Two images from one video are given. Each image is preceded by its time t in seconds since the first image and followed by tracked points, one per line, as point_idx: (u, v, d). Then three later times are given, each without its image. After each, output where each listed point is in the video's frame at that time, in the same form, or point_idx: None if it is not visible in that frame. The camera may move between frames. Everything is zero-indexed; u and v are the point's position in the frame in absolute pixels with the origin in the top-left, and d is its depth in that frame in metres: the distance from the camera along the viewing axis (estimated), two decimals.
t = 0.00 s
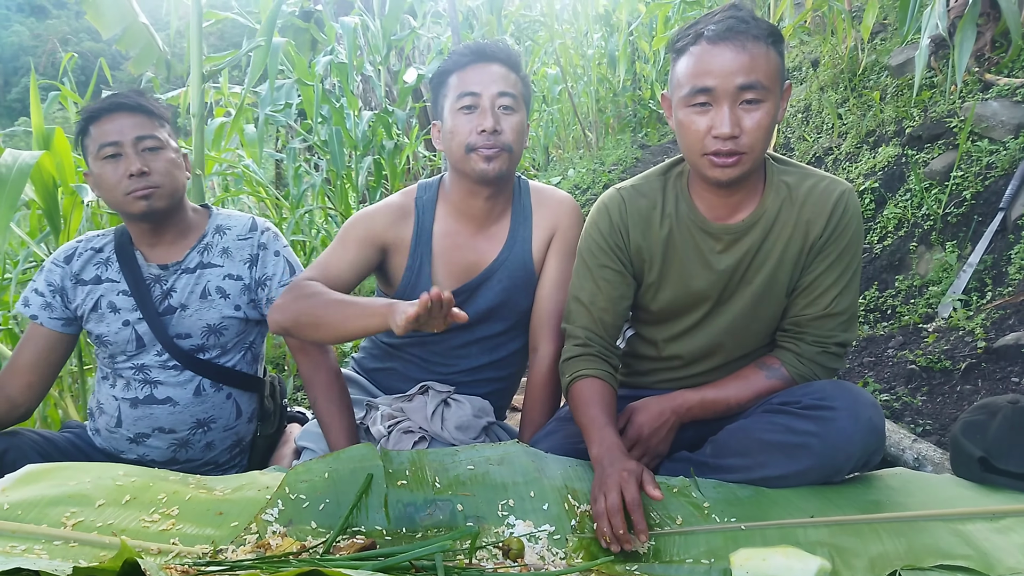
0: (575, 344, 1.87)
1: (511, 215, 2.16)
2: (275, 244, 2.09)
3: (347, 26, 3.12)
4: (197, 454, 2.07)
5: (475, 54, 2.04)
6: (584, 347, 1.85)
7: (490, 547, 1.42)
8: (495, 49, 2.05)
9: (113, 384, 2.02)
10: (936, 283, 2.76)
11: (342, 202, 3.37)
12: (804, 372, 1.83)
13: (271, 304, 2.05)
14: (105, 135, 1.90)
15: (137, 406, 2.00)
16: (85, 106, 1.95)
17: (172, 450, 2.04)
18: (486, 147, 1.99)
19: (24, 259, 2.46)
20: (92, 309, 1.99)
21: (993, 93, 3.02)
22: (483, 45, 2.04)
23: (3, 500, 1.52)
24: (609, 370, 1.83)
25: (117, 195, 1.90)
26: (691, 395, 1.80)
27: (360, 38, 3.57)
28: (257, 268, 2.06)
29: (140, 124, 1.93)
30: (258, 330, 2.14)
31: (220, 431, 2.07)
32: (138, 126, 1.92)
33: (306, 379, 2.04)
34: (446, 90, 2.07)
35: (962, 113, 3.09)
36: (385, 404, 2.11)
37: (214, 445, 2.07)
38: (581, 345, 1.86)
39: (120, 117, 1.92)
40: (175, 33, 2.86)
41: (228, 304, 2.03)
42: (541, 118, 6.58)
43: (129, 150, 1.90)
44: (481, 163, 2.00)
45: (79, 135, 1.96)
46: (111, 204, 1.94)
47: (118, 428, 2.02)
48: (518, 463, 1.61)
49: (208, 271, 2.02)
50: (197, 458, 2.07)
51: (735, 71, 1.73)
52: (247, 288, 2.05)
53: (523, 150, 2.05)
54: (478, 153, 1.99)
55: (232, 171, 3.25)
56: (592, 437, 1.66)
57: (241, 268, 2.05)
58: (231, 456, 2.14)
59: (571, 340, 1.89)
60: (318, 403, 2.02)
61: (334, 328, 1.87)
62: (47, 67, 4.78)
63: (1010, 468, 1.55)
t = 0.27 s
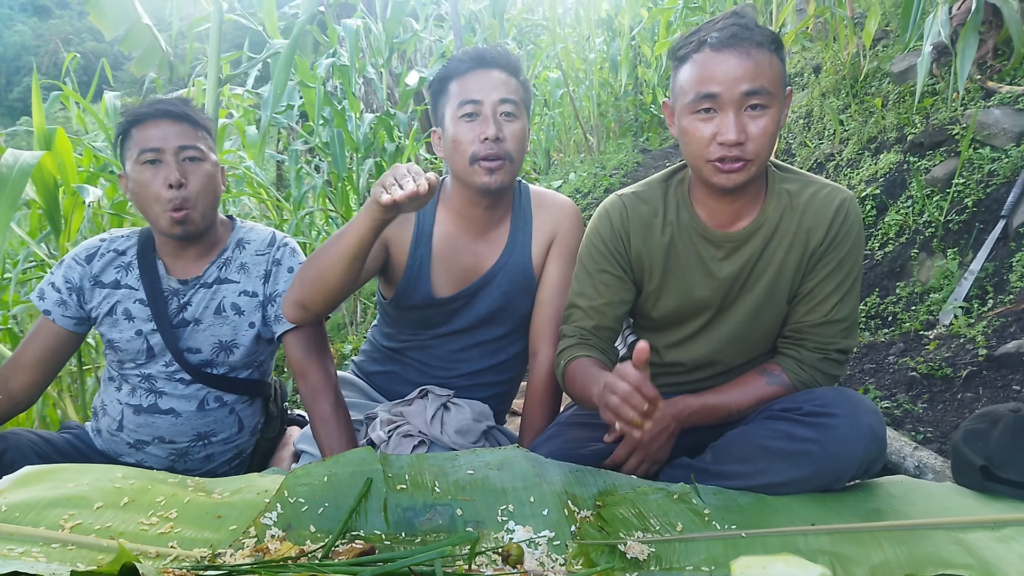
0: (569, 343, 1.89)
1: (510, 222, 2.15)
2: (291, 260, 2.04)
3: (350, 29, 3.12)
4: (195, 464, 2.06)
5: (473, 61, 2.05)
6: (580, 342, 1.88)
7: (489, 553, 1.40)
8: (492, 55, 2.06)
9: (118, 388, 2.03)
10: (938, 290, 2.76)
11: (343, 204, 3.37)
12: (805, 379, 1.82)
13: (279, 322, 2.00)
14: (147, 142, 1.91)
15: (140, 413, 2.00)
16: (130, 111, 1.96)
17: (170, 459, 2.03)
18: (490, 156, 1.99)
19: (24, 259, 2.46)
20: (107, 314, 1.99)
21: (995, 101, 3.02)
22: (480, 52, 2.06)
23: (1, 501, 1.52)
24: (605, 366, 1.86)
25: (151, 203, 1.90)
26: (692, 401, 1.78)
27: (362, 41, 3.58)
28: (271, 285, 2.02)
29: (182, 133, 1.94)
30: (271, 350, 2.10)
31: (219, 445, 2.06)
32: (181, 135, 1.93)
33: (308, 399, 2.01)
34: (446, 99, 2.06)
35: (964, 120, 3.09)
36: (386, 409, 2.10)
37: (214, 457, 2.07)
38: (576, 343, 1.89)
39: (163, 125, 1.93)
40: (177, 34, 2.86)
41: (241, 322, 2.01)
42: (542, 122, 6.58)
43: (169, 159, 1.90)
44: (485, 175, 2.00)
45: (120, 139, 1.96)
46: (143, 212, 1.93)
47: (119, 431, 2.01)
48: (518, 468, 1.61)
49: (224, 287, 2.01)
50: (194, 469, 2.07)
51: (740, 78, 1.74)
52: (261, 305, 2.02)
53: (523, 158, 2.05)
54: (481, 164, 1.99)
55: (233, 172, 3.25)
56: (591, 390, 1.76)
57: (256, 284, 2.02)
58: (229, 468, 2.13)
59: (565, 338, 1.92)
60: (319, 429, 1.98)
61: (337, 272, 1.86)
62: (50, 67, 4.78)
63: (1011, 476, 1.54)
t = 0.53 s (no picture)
0: (571, 344, 1.87)
1: (514, 222, 2.16)
2: (311, 263, 2.06)
3: (352, 30, 3.12)
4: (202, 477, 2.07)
5: (474, 62, 2.04)
6: (581, 345, 1.86)
7: (493, 554, 1.40)
8: (492, 54, 2.05)
9: (130, 398, 2.01)
10: (941, 290, 2.75)
11: (345, 205, 3.37)
12: (809, 379, 1.82)
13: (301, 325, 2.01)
14: (187, 153, 1.89)
15: (151, 424, 1.99)
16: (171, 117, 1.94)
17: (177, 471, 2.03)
18: (489, 160, 2.00)
19: (28, 261, 2.46)
20: (126, 326, 1.98)
21: (998, 100, 3.02)
22: (480, 52, 2.05)
23: (6, 503, 1.52)
24: (607, 370, 1.84)
25: (183, 214, 1.89)
26: (694, 402, 1.79)
27: (364, 42, 3.58)
28: (291, 289, 2.03)
29: (222, 146, 1.91)
30: (286, 357, 2.12)
31: (227, 457, 2.07)
32: (222, 150, 1.91)
33: (324, 405, 1.99)
34: (447, 101, 2.07)
35: (968, 120, 3.08)
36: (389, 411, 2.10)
37: (219, 469, 2.08)
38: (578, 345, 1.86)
39: (203, 135, 1.91)
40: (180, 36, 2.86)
41: (262, 328, 2.02)
42: (545, 122, 6.58)
43: (206, 171, 1.89)
44: (484, 177, 2.01)
45: (158, 144, 1.94)
46: (173, 219, 1.93)
47: (129, 441, 2.01)
48: (521, 470, 1.60)
49: (243, 294, 2.00)
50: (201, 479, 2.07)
51: (739, 76, 1.74)
52: (281, 311, 2.03)
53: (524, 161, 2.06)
54: (480, 167, 2.01)
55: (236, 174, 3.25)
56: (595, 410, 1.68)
57: (276, 290, 2.03)
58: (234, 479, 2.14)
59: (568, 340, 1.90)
60: (334, 436, 1.97)
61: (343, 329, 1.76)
62: (53, 70, 4.79)
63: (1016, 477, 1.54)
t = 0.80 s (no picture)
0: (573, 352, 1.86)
1: (515, 222, 2.16)
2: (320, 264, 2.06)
3: (350, 29, 3.12)
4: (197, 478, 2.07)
5: (446, 70, 2.04)
6: (582, 356, 1.85)
7: (488, 554, 1.40)
8: (460, 59, 2.05)
9: (130, 397, 2.01)
10: (937, 291, 2.75)
11: (343, 205, 3.37)
12: (805, 380, 1.82)
13: (306, 326, 2.01)
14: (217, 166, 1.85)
15: (150, 424, 1.99)
16: (205, 126, 1.90)
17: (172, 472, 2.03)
18: (481, 167, 2.00)
19: (23, 259, 2.45)
20: (132, 327, 1.96)
21: (995, 102, 3.02)
22: (450, 58, 2.05)
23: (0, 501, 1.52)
24: (607, 380, 1.83)
25: (206, 228, 1.87)
26: (690, 403, 1.79)
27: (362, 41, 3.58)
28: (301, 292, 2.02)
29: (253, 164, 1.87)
30: (289, 358, 2.11)
31: (222, 458, 2.07)
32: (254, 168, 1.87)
33: (324, 406, 2.01)
34: (429, 113, 2.06)
35: (964, 122, 3.09)
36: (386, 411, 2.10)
37: (215, 470, 2.08)
38: (579, 354, 1.85)
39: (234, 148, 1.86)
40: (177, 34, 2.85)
41: (269, 331, 2.01)
42: (543, 123, 6.58)
43: (233, 187, 1.85)
44: (481, 185, 2.02)
45: (187, 149, 1.91)
46: (194, 229, 1.90)
47: (125, 441, 2.00)
48: (517, 469, 1.61)
49: (253, 296, 1.99)
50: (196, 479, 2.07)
51: (736, 70, 1.76)
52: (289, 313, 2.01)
53: (517, 160, 2.06)
54: (475, 176, 2.01)
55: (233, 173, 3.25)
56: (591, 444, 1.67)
57: (285, 292, 2.02)
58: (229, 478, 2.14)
59: (569, 348, 1.88)
60: (332, 434, 1.99)
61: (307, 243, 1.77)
62: (49, 68, 4.77)
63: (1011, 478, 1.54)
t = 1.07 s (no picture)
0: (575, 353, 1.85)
1: (515, 225, 2.16)
2: (323, 265, 2.08)
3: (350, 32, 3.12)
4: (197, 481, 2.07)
5: (429, 84, 2.02)
6: (585, 358, 1.84)
7: (490, 558, 1.39)
8: (440, 73, 2.02)
9: (133, 397, 2.00)
10: (938, 293, 2.75)
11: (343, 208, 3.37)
12: (805, 382, 1.82)
13: (309, 327, 2.03)
14: (227, 164, 1.88)
15: (153, 425, 1.98)
16: (213, 126, 1.92)
17: (172, 475, 2.03)
18: (473, 184, 2.00)
19: (24, 263, 2.45)
20: (138, 323, 1.97)
21: (995, 104, 3.02)
22: (430, 73, 2.03)
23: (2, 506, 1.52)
24: (609, 383, 1.83)
25: (212, 226, 1.88)
26: (691, 405, 1.79)
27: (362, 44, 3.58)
28: (305, 292, 2.04)
29: (260, 161, 1.90)
30: (291, 361, 2.12)
31: (224, 462, 2.07)
32: (262, 163, 1.90)
33: (325, 408, 2.00)
34: (417, 128, 2.05)
35: (965, 124, 3.09)
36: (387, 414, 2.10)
37: (215, 473, 2.08)
38: (582, 356, 1.85)
39: (243, 148, 1.89)
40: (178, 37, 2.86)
41: (274, 331, 2.02)
42: (543, 125, 6.58)
43: (241, 185, 1.88)
44: (473, 199, 2.02)
45: (196, 149, 1.93)
46: (200, 229, 1.91)
47: (128, 442, 2.00)
48: (518, 473, 1.61)
49: (258, 295, 2.00)
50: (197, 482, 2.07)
51: (735, 67, 1.76)
52: (294, 312, 2.03)
53: (508, 170, 2.06)
54: (465, 192, 2.00)
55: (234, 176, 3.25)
56: (595, 447, 1.66)
57: (290, 291, 2.03)
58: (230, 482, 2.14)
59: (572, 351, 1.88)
60: (333, 437, 1.99)
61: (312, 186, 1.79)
62: (50, 71, 4.78)
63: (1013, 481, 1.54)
